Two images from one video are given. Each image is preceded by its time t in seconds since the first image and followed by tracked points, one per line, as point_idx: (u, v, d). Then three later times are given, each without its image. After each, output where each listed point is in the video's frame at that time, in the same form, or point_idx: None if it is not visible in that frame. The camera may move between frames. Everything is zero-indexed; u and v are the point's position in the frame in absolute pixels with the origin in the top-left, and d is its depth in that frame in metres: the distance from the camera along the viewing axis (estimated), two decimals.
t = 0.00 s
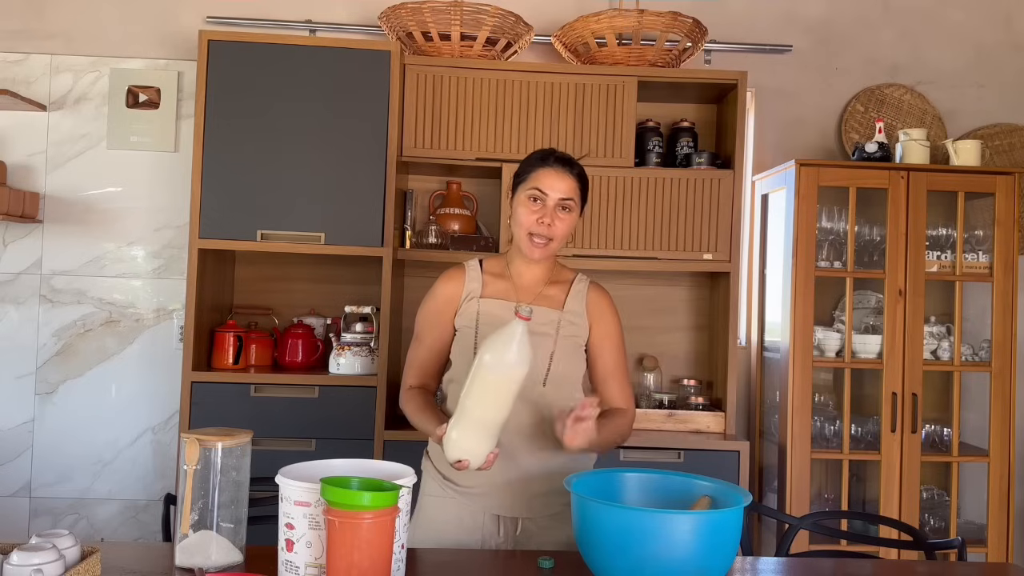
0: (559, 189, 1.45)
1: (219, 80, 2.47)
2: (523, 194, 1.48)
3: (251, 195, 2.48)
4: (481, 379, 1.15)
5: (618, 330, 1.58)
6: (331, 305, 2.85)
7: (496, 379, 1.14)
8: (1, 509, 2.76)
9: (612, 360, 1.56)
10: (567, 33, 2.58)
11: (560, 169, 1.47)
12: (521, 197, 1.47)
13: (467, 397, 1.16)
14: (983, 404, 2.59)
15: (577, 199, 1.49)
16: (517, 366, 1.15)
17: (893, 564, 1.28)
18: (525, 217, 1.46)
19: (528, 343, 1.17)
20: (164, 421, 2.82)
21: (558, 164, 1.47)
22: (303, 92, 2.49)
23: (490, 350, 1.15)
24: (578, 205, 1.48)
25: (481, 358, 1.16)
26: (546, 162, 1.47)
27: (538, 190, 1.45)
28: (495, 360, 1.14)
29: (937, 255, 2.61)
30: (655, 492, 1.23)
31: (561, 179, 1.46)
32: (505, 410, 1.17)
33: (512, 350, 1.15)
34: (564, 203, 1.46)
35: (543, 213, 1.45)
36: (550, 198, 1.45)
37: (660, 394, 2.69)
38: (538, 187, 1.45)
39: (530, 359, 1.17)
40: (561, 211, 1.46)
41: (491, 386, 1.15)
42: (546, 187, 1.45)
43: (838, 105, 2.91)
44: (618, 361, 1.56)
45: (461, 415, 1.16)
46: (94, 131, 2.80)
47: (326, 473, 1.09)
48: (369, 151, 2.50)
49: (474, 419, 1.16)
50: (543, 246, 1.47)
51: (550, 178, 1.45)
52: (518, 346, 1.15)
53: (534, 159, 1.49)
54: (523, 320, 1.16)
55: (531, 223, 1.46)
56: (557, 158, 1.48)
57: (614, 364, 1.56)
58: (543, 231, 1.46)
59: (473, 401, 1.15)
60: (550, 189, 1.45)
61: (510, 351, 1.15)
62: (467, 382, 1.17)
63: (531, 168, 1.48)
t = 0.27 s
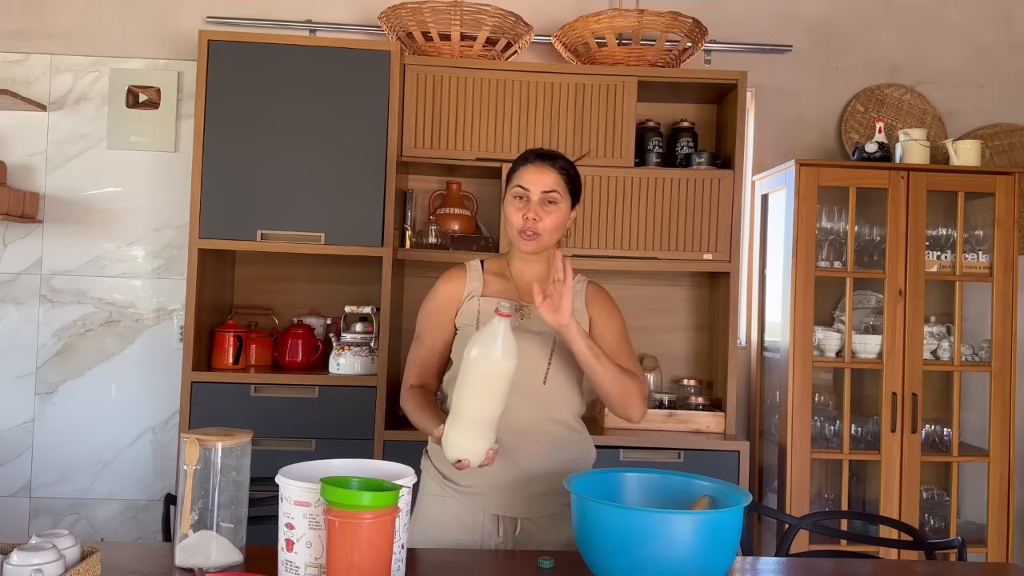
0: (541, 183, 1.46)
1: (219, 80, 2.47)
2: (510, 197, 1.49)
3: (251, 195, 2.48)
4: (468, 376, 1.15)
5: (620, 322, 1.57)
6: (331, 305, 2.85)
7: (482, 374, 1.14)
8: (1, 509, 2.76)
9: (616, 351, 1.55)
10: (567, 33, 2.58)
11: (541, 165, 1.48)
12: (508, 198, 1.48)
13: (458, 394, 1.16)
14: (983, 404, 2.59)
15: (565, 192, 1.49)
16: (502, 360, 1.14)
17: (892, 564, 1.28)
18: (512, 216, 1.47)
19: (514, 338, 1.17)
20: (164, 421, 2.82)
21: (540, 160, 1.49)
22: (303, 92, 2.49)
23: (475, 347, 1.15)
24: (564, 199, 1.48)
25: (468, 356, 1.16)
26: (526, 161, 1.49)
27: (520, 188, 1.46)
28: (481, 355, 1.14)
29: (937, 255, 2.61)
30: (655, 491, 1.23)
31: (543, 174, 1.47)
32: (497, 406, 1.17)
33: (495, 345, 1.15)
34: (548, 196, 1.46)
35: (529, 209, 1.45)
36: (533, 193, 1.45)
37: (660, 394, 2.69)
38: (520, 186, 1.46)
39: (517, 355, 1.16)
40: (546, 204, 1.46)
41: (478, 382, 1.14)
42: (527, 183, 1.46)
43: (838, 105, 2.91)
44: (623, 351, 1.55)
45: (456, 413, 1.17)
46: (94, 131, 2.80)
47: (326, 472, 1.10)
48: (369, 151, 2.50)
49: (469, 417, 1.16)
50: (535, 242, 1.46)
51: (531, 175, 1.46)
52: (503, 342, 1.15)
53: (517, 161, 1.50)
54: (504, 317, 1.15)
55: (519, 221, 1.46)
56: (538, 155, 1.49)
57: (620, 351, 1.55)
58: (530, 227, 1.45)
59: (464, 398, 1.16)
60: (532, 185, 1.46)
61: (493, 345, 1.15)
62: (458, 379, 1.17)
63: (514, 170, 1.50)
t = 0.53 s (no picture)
0: (527, 184, 1.46)
1: (219, 80, 2.47)
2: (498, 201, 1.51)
3: (251, 195, 2.48)
4: (458, 377, 1.15)
5: (618, 315, 1.56)
6: (331, 306, 2.85)
7: (472, 375, 1.14)
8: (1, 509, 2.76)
9: (615, 344, 1.55)
10: (567, 33, 2.58)
11: (526, 165, 1.48)
12: (496, 203, 1.49)
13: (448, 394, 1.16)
14: (983, 404, 2.59)
15: (551, 190, 1.49)
16: (492, 361, 1.15)
17: (893, 564, 1.28)
18: (501, 220, 1.48)
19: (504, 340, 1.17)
20: (164, 421, 2.82)
21: (523, 161, 1.49)
22: (303, 92, 2.49)
23: (463, 348, 1.15)
24: (550, 196, 1.48)
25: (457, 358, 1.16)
26: (510, 163, 1.49)
27: (504, 191, 1.48)
28: (470, 357, 1.14)
29: (937, 255, 2.61)
30: (655, 491, 1.23)
31: (526, 173, 1.47)
32: (487, 406, 1.17)
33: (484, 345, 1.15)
34: (534, 197, 1.46)
35: (515, 210, 1.46)
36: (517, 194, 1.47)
37: (660, 394, 2.69)
38: (504, 189, 1.48)
39: (507, 356, 1.16)
40: (533, 205, 1.46)
41: (467, 383, 1.15)
42: (511, 185, 1.47)
43: (838, 105, 2.91)
44: (622, 343, 1.54)
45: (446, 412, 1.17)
46: (94, 131, 2.80)
47: (326, 473, 1.10)
48: (369, 151, 2.50)
49: (459, 416, 1.16)
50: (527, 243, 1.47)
51: (516, 177, 1.47)
52: (492, 343, 1.15)
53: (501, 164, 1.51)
54: (494, 319, 1.15)
55: (508, 223, 1.47)
56: (521, 156, 1.49)
57: (620, 341, 1.54)
58: (518, 228, 1.46)
59: (454, 397, 1.16)
60: (517, 187, 1.47)
61: (483, 346, 1.15)
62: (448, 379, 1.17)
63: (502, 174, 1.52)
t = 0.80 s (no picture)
0: (535, 191, 1.45)
1: (219, 80, 2.47)
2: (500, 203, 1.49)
3: (251, 195, 2.48)
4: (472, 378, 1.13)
5: (610, 315, 1.56)
6: (331, 305, 2.85)
7: (489, 381, 1.12)
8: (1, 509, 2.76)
9: (609, 344, 1.55)
10: (567, 33, 2.58)
11: (533, 171, 1.46)
12: (500, 205, 1.47)
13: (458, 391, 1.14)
14: (983, 404, 2.59)
15: (556, 196, 1.49)
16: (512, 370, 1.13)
17: (893, 564, 1.28)
18: (506, 225, 1.47)
19: (526, 350, 1.16)
20: (164, 421, 2.82)
21: (530, 166, 1.46)
22: (303, 92, 2.49)
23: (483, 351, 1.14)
24: (556, 201, 1.47)
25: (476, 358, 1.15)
26: (518, 167, 1.46)
27: (511, 198, 1.45)
28: (491, 362, 1.12)
29: (937, 256, 2.61)
30: (655, 491, 1.23)
31: (535, 179, 1.45)
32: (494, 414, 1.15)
33: (506, 350, 1.13)
34: (541, 205, 1.45)
35: (523, 218, 1.45)
36: (525, 202, 1.45)
37: (660, 394, 2.69)
38: (510, 195, 1.46)
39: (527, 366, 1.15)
40: (540, 213, 1.46)
41: (480, 387, 1.13)
42: (519, 192, 1.45)
43: (838, 105, 2.91)
44: (615, 344, 1.55)
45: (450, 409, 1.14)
46: (94, 131, 2.80)
47: (326, 473, 1.10)
48: (369, 151, 2.50)
49: (462, 416, 1.14)
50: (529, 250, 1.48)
51: (525, 184, 1.45)
52: (516, 351, 1.13)
53: (507, 165, 1.48)
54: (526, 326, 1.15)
55: (514, 229, 1.47)
56: (528, 160, 1.47)
57: (614, 347, 1.55)
58: (525, 236, 1.46)
59: (463, 397, 1.13)
60: (526, 194, 1.44)
61: (507, 352, 1.13)
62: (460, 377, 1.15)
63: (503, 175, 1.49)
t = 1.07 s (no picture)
0: (558, 201, 1.44)
1: (219, 81, 2.47)
2: (518, 207, 1.47)
3: (251, 195, 2.48)
4: (513, 406, 1.17)
5: (611, 325, 1.57)
6: (331, 305, 2.85)
7: (528, 414, 1.17)
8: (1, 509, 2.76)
9: (608, 354, 1.56)
10: (567, 33, 2.58)
11: (555, 179, 1.46)
12: (520, 210, 1.46)
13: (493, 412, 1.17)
14: (983, 404, 2.59)
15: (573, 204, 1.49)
16: (552, 413, 1.18)
17: (893, 564, 1.28)
18: (525, 231, 1.46)
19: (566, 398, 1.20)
20: (164, 421, 2.82)
21: (553, 174, 1.46)
22: (303, 92, 2.49)
23: (532, 385, 1.18)
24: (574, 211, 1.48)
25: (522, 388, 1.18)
26: (541, 175, 1.45)
27: (532, 204, 1.44)
28: (537, 397, 1.17)
29: (937, 256, 2.61)
30: (655, 491, 1.23)
31: (558, 189, 1.45)
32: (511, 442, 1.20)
33: (554, 392, 1.18)
34: (562, 215, 1.46)
35: (543, 226, 1.45)
36: (548, 211, 1.44)
37: (660, 394, 2.69)
38: (532, 201, 1.45)
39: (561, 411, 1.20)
40: (560, 223, 1.46)
41: (516, 415, 1.17)
42: (542, 200, 1.44)
43: (838, 105, 2.91)
44: (614, 354, 1.56)
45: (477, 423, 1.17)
46: (94, 131, 2.80)
47: (326, 473, 1.09)
48: (369, 151, 2.50)
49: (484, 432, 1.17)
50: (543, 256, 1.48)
51: (548, 193, 1.44)
52: (557, 394, 1.18)
53: (529, 170, 1.47)
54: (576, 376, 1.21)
55: (533, 236, 1.46)
56: (551, 168, 1.46)
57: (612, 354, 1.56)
58: (542, 244, 1.46)
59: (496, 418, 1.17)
60: (549, 203, 1.44)
61: (555, 395, 1.18)
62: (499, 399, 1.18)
63: (523, 180, 1.47)
